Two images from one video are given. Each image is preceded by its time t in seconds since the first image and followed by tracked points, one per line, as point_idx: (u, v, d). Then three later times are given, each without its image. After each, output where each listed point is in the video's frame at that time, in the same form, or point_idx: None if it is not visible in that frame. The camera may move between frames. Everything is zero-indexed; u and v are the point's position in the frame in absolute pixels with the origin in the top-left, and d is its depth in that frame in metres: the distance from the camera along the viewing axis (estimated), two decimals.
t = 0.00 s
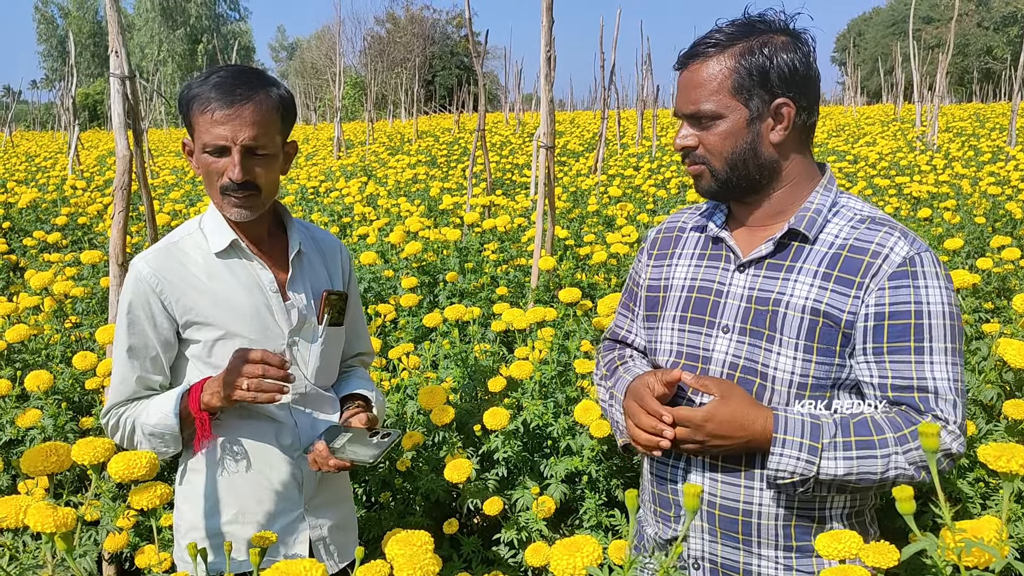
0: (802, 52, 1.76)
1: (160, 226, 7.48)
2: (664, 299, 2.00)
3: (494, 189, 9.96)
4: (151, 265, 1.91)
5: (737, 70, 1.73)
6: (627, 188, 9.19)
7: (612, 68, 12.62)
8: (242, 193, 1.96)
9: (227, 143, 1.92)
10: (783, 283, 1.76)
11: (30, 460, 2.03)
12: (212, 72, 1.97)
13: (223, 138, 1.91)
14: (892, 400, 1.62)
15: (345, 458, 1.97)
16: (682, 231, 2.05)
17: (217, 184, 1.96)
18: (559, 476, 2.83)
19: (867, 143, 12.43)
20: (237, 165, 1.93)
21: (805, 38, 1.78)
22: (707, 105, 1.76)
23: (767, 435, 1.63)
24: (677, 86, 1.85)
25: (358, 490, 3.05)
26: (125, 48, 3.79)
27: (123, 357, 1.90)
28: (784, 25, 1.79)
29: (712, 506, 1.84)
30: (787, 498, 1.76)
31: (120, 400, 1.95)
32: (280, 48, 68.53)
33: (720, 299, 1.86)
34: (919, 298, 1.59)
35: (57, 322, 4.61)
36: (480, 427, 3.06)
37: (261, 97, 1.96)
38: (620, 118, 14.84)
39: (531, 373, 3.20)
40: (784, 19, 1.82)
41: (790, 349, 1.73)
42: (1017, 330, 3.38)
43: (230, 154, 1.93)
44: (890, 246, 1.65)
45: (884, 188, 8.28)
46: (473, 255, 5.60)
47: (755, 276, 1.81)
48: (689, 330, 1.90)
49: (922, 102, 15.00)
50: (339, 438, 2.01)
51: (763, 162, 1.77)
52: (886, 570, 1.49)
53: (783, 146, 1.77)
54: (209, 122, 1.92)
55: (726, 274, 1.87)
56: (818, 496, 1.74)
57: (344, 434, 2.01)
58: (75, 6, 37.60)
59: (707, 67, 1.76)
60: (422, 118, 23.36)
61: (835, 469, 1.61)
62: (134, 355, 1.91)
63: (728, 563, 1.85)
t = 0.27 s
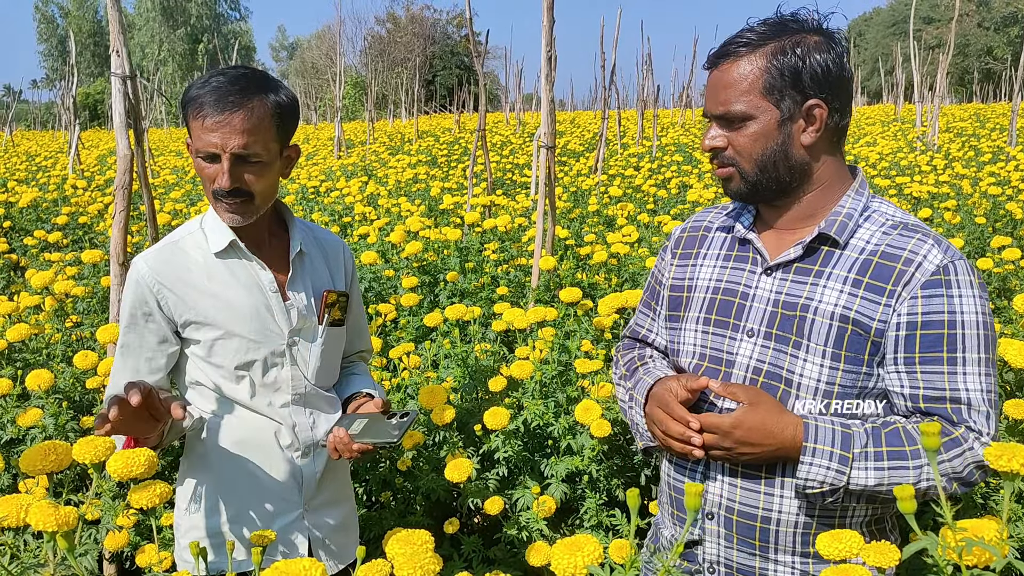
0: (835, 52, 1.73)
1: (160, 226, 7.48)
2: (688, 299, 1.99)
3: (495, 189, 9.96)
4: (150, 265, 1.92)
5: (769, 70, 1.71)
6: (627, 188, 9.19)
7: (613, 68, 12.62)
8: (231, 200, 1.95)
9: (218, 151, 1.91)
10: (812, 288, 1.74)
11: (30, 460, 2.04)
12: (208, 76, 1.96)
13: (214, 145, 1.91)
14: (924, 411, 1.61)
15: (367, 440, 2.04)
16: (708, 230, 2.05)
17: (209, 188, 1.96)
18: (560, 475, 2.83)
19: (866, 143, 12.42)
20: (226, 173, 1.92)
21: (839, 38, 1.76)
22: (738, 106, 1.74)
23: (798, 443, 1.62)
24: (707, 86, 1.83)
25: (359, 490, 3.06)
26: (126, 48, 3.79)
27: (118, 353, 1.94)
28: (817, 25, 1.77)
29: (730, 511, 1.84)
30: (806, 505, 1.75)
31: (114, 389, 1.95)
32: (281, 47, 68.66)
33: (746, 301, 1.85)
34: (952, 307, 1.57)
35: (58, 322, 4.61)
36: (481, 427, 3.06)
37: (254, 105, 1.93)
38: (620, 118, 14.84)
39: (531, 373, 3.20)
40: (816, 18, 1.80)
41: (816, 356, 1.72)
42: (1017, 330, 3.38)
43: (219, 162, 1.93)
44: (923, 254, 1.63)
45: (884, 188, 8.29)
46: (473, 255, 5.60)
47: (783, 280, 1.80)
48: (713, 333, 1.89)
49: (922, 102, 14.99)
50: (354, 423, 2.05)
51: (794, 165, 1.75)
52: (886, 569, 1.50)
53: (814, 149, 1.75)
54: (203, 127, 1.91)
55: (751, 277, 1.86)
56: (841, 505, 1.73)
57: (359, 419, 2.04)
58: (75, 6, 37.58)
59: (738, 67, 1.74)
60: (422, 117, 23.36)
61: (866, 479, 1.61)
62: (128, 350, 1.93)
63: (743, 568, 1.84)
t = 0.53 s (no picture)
0: (869, 50, 1.72)
1: (159, 224, 7.48)
2: (716, 304, 1.99)
3: (494, 188, 9.95)
4: (148, 264, 1.92)
5: (800, 70, 1.70)
6: (627, 187, 9.18)
7: (612, 66, 12.60)
8: (230, 201, 1.95)
9: (214, 150, 1.90)
10: (845, 295, 1.73)
11: (26, 459, 2.01)
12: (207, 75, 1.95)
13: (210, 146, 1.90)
14: (962, 419, 1.60)
15: (358, 431, 2.01)
16: (735, 232, 2.04)
17: (207, 187, 1.96)
18: (559, 474, 2.82)
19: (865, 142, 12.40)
20: (224, 173, 1.92)
21: (872, 35, 1.74)
22: (767, 107, 1.73)
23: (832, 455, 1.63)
24: (735, 87, 1.82)
25: (358, 489, 3.06)
26: (124, 46, 3.78)
27: (114, 352, 1.95)
28: (848, 21, 1.77)
29: (763, 522, 1.82)
30: (841, 516, 1.73)
31: (110, 389, 1.97)
32: (280, 46, 68.60)
33: (776, 308, 1.85)
34: (991, 314, 1.55)
35: (56, 321, 4.61)
36: (480, 425, 3.06)
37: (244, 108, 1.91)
38: (619, 116, 14.83)
39: (530, 372, 3.20)
40: (847, 15, 1.79)
41: (850, 365, 1.71)
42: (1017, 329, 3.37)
43: (218, 161, 1.92)
44: (959, 258, 1.60)
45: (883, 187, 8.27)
46: (472, 254, 5.60)
47: (814, 285, 1.79)
48: (743, 339, 1.89)
49: (921, 101, 14.97)
50: (346, 416, 2.03)
51: (826, 168, 1.74)
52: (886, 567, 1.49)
53: (846, 150, 1.74)
54: (198, 129, 1.91)
55: (782, 283, 1.86)
56: (876, 517, 1.72)
57: (351, 411, 2.01)
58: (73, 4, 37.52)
59: (767, 67, 1.74)
60: (422, 116, 23.34)
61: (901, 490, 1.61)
62: (124, 350, 1.94)
63: None
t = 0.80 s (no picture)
0: (885, 48, 1.71)
1: (156, 223, 7.46)
2: (725, 304, 1.98)
3: (491, 187, 9.95)
4: (146, 263, 1.91)
5: (818, 68, 1.68)
6: (624, 185, 9.18)
7: (610, 65, 12.59)
8: (228, 197, 1.94)
9: (212, 145, 1.89)
10: (858, 296, 1.72)
11: (27, 454, 1.99)
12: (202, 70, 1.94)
13: (206, 142, 1.89)
14: (978, 421, 1.58)
15: (349, 428, 2.01)
16: (744, 231, 2.03)
17: (204, 184, 1.94)
18: (556, 472, 2.82)
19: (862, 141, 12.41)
20: (221, 168, 1.90)
21: (887, 32, 1.74)
22: (783, 106, 1.71)
23: (847, 458, 1.61)
24: (747, 84, 1.80)
25: (355, 487, 3.06)
26: (121, 43, 3.77)
27: (110, 352, 1.93)
28: (863, 19, 1.76)
29: (775, 526, 1.81)
30: (855, 521, 1.72)
31: (107, 389, 1.93)
32: (278, 45, 68.47)
33: (788, 309, 1.84)
34: (1007, 314, 1.54)
35: (53, 319, 4.60)
36: (477, 423, 3.05)
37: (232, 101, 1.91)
38: (617, 115, 14.82)
39: (528, 370, 3.20)
40: (861, 12, 1.78)
41: (865, 368, 1.70)
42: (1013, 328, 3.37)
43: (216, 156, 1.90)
44: (975, 259, 1.60)
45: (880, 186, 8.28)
46: (470, 252, 5.59)
47: (827, 286, 1.78)
48: (754, 340, 1.88)
49: (918, 100, 14.98)
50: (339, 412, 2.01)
51: (840, 167, 1.73)
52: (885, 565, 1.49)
53: (861, 149, 1.73)
54: (195, 125, 1.90)
55: (794, 283, 1.85)
56: (890, 520, 1.72)
57: (344, 408, 2.00)
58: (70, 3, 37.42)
59: (782, 65, 1.72)
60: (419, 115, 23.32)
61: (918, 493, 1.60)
62: (121, 349, 1.92)
63: None
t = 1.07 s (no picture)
0: (867, 49, 1.72)
1: (151, 221, 7.43)
2: (703, 302, 1.95)
3: (488, 185, 9.93)
4: (142, 262, 1.90)
5: (802, 64, 1.69)
6: (620, 184, 9.18)
7: (606, 63, 12.57)
8: (232, 188, 1.93)
9: (217, 136, 1.89)
10: (840, 291, 1.72)
11: (26, 448, 1.99)
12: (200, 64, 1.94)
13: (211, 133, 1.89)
14: (959, 414, 1.60)
15: (346, 427, 1.99)
16: (721, 229, 2.00)
17: (208, 177, 1.93)
18: (552, 471, 2.82)
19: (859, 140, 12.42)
20: (227, 159, 1.90)
21: (870, 33, 1.75)
22: (767, 101, 1.71)
23: (839, 452, 1.60)
24: (732, 80, 1.80)
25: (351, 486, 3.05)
26: (115, 41, 3.74)
27: (107, 352, 1.92)
28: (846, 17, 1.77)
29: (758, 523, 1.81)
30: (836, 515, 1.73)
31: (104, 390, 1.91)
32: (274, 43, 68.23)
33: (768, 305, 1.82)
34: (988, 309, 1.56)
35: (47, 317, 4.58)
36: (473, 422, 3.04)
37: (236, 91, 1.91)
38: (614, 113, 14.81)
39: (524, 369, 3.19)
40: (845, 11, 1.79)
41: (848, 362, 1.69)
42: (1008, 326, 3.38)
43: (222, 147, 1.90)
44: (956, 255, 1.61)
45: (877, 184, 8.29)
46: (466, 250, 5.58)
47: (808, 283, 1.77)
48: (734, 337, 1.86)
49: (915, 99, 14.99)
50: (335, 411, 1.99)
51: (822, 164, 1.73)
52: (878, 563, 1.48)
53: (842, 148, 1.74)
54: (198, 116, 1.89)
55: (774, 280, 1.83)
56: (870, 512, 1.73)
57: (340, 407, 1.98)
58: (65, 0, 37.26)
59: (767, 61, 1.72)
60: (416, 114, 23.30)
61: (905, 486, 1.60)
62: (117, 350, 1.91)
63: None
